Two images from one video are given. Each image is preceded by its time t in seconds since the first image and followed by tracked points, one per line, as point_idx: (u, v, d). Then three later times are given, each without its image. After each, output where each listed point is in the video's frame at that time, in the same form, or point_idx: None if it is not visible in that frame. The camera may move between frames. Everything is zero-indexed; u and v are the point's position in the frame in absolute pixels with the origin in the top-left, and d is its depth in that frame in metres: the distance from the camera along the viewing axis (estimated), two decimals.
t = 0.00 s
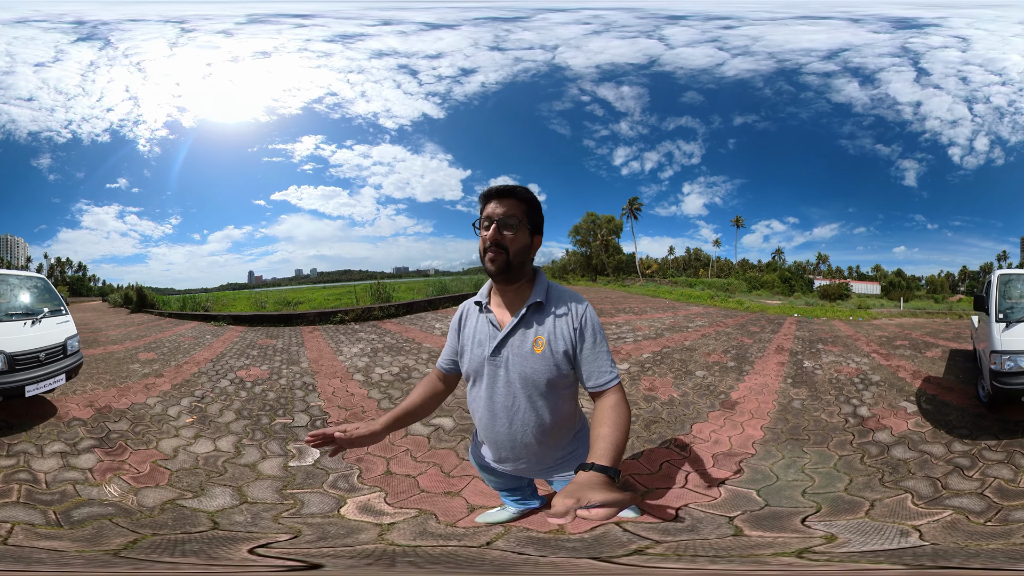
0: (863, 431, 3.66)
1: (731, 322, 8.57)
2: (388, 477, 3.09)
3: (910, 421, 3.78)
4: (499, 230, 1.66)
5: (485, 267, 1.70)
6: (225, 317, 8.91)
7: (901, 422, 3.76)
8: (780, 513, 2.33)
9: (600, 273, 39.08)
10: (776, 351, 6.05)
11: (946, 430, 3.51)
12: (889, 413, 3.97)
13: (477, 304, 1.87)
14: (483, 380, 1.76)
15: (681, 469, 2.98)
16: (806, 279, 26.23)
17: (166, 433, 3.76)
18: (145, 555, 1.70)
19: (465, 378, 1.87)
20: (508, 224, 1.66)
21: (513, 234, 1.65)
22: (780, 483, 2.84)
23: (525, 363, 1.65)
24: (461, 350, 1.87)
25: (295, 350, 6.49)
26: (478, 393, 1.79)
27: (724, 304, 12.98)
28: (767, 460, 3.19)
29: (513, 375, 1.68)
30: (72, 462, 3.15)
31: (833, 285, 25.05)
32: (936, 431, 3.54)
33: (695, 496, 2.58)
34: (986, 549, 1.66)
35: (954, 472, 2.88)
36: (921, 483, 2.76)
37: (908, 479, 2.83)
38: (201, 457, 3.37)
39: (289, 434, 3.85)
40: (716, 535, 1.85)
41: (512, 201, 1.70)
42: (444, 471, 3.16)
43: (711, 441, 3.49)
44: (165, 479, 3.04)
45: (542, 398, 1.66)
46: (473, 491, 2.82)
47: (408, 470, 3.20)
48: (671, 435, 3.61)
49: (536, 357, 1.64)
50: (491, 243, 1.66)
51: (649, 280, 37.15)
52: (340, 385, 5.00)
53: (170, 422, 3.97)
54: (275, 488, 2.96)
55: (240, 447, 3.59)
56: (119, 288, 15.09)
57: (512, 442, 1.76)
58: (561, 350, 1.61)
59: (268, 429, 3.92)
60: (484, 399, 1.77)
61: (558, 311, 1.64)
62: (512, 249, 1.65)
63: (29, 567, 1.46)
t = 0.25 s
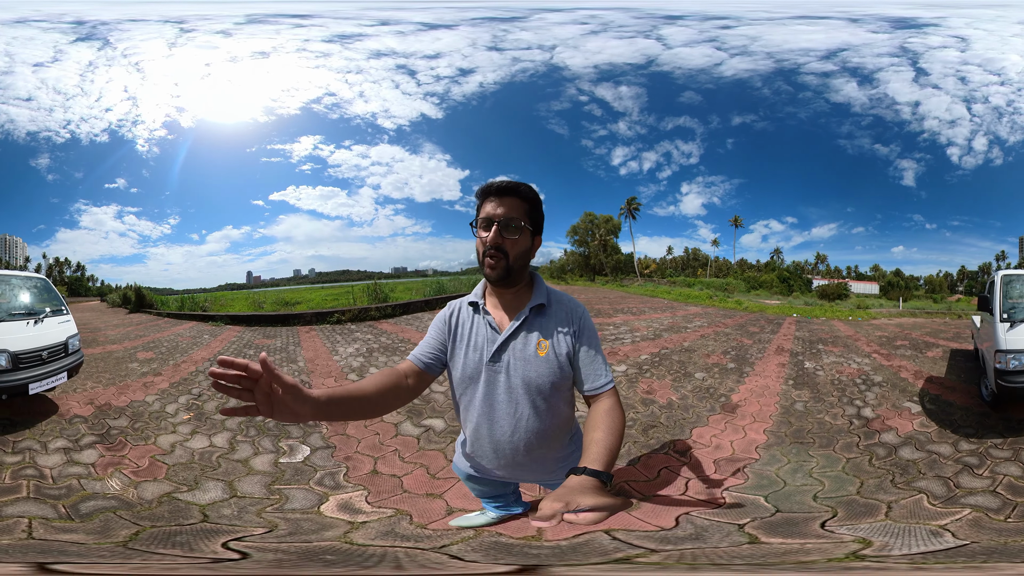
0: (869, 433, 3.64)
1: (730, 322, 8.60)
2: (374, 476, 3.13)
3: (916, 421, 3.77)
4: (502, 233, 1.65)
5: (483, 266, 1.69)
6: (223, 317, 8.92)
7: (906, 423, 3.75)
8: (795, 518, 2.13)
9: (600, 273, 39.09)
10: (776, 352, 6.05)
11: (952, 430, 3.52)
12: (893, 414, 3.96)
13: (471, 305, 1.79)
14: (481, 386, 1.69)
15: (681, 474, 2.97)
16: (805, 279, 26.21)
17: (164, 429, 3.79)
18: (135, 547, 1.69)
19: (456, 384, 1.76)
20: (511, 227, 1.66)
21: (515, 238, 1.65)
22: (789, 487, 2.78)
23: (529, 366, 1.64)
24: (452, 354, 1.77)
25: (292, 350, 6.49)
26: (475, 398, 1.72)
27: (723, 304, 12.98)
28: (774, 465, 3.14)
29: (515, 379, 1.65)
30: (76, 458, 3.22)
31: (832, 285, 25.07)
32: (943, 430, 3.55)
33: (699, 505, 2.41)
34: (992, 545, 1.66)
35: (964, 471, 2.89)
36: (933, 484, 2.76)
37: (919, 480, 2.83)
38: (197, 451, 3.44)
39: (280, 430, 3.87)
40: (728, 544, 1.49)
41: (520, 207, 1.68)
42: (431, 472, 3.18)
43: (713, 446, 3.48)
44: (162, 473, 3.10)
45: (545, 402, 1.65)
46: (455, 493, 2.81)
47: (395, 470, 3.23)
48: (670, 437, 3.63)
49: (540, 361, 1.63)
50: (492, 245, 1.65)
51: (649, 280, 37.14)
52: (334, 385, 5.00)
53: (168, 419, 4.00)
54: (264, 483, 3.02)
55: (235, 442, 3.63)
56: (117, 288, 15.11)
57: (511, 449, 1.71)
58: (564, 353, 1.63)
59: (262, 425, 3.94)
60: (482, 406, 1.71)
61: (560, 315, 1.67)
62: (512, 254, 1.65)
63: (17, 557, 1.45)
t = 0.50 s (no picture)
0: (876, 435, 3.61)
1: (730, 322, 8.63)
2: (361, 472, 3.19)
3: (923, 422, 3.78)
4: (519, 228, 1.65)
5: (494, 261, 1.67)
6: (222, 317, 8.92)
7: (913, 424, 3.75)
8: (809, 526, 2.01)
9: (601, 273, 39.08)
10: (777, 352, 6.05)
11: (959, 430, 3.54)
12: (899, 415, 3.95)
13: (471, 304, 1.75)
14: (485, 390, 1.66)
15: (677, 481, 2.94)
16: (804, 279, 26.20)
17: (165, 424, 3.86)
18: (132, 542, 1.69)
19: (454, 387, 1.71)
20: (527, 223, 1.66)
21: (529, 236, 1.66)
22: (799, 495, 2.73)
23: (535, 369, 1.63)
24: (451, 357, 1.71)
25: (290, 349, 6.49)
26: (476, 402, 1.68)
27: (723, 304, 12.98)
28: (778, 471, 3.10)
29: (520, 383, 1.64)
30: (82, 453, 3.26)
31: (831, 285, 25.09)
32: (951, 430, 3.56)
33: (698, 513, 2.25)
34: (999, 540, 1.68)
35: (977, 470, 2.92)
36: (946, 484, 2.78)
37: (935, 480, 2.83)
38: (196, 446, 3.50)
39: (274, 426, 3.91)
40: (749, 552, 1.35)
41: (535, 202, 1.70)
42: (417, 472, 3.19)
43: (714, 452, 3.41)
44: (164, 466, 3.19)
45: (549, 406, 1.65)
46: (436, 496, 2.82)
47: (382, 467, 3.26)
48: (667, 442, 3.61)
49: (547, 364, 1.63)
50: (506, 240, 1.65)
51: (648, 280, 37.13)
52: (330, 382, 5.01)
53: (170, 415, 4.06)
54: (257, 476, 3.09)
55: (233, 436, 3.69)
56: (116, 288, 15.11)
57: (514, 454, 1.69)
58: (570, 355, 1.66)
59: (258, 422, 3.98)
60: (485, 410, 1.67)
61: (566, 318, 1.70)
62: (526, 251, 1.66)
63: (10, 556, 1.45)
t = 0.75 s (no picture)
0: (884, 437, 3.61)
1: (730, 322, 8.66)
2: (351, 466, 3.23)
3: (933, 423, 3.78)
4: (528, 225, 1.64)
5: (503, 258, 1.65)
6: (222, 317, 8.94)
7: (922, 425, 3.75)
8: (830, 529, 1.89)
9: (601, 272, 39.08)
10: (779, 353, 6.06)
11: (969, 430, 3.55)
12: (907, 416, 3.95)
13: (469, 300, 1.75)
14: (480, 388, 1.65)
15: (669, 487, 2.82)
16: (806, 279, 26.17)
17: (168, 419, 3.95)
18: (132, 538, 1.72)
19: (450, 384, 1.70)
20: (535, 221, 1.66)
21: (536, 235, 1.67)
22: (811, 502, 2.60)
23: (533, 370, 1.62)
24: (447, 354, 1.71)
25: (290, 347, 6.51)
26: (471, 400, 1.67)
27: (723, 304, 12.98)
28: (782, 478, 2.98)
29: (516, 382, 1.63)
30: (92, 448, 3.32)
31: (831, 285, 25.12)
32: (962, 432, 3.56)
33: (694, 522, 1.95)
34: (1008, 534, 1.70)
35: (993, 471, 2.92)
36: (963, 484, 2.78)
37: (954, 482, 2.82)
38: (199, 439, 3.60)
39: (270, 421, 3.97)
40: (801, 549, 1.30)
41: (543, 198, 1.70)
42: (403, 468, 3.20)
43: (715, 458, 3.31)
44: (169, 459, 3.25)
45: (545, 406, 1.65)
46: (418, 494, 2.80)
47: (371, 462, 3.30)
48: (663, 449, 3.49)
49: (545, 364, 1.63)
50: (514, 236, 1.63)
51: (649, 280, 37.13)
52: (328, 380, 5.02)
53: (174, 411, 4.15)
54: (255, 468, 3.17)
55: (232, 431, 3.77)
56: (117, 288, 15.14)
57: (510, 454, 1.68)
58: (568, 356, 1.66)
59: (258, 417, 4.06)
60: (481, 409, 1.67)
61: (565, 319, 1.71)
62: (532, 250, 1.66)
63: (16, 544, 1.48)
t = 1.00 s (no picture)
0: (896, 441, 3.61)
1: (733, 322, 8.67)
2: (340, 460, 3.28)
3: (944, 425, 3.80)
4: (533, 217, 1.62)
5: (511, 250, 1.60)
6: (223, 316, 8.95)
7: (934, 427, 3.78)
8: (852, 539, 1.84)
9: (602, 272, 39.10)
10: (783, 354, 6.07)
11: (982, 429, 3.65)
12: (918, 418, 3.97)
13: (459, 295, 1.73)
14: (470, 385, 1.64)
15: (658, 495, 2.72)
16: (808, 279, 26.16)
17: (172, 414, 3.99)
18: (140, 544, 1.74)
19: (438, 381, 1.69)
20: (540, 221, 1.67)
21: (540, 234, 1.68)
22: (826, 511, 2.51)
23: (525, 366, 1.61)
24: (436, 350, 1.69)
25: (291, 346, 6.52)
26: (461, 397, 1.66)
27: (725, 304, 12.98)
28: (789, 488, 2.91)
29: (508, 379, 1.62)
30: (106, 442, 3.41)
31: (832, 284, 25.19)
32: (975, 433, 3.61)
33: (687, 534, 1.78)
34: None
35: (1012, 468, 3.04)
36: (986, 484, 2.85)
37: (979, 483, 2.88)
38: (202, 432, 3.69)
39: (269, 416, 4.01)
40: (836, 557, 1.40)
41: (542, 193, 1.70)
42: (387, 463, 3.19)
43: (715, 467, 3.26)
44: (176, 450, 3.38)
45: (537, 403, 1.64)
46: (398, 490, 2.78)
47: (360, 455, 3.33)
48: (659, 456, 3.45)
49: (537, 360, 1.62)
50: (526, 234, 1.61)
51: (649, 280, 37.12)
52: (325, 376, 5.03)
53: (178, 406, 4.17)
54: (253, 458, 3.31)
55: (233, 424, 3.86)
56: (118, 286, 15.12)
57: (500, 452, 1.67)
58: (560, 352, 1.65)
59: (258, 411, 4.11)
60: (471, 406, 1.65)
61: (556, 315, 1.70)
62: (536, 249, 1.67)
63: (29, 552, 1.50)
